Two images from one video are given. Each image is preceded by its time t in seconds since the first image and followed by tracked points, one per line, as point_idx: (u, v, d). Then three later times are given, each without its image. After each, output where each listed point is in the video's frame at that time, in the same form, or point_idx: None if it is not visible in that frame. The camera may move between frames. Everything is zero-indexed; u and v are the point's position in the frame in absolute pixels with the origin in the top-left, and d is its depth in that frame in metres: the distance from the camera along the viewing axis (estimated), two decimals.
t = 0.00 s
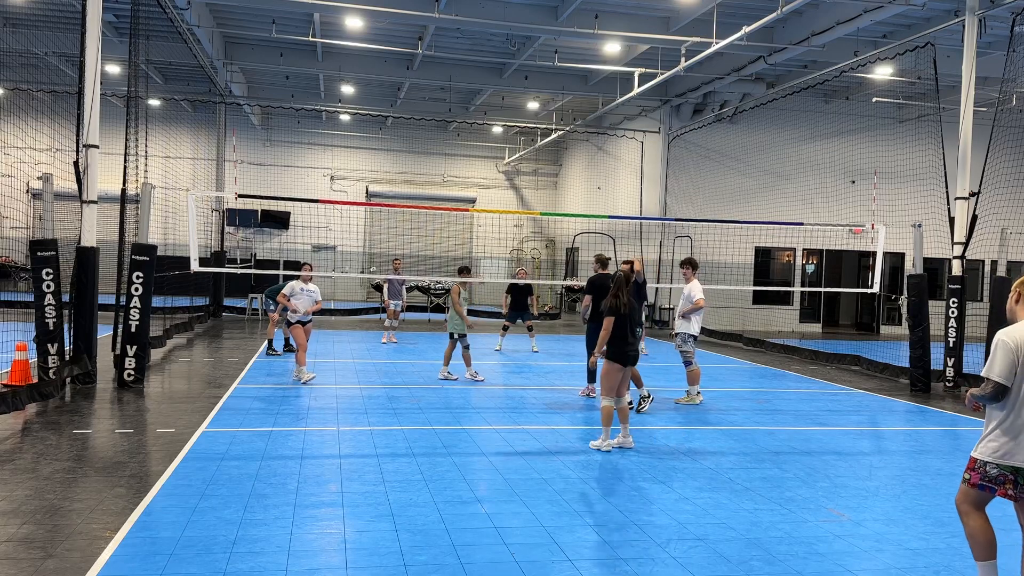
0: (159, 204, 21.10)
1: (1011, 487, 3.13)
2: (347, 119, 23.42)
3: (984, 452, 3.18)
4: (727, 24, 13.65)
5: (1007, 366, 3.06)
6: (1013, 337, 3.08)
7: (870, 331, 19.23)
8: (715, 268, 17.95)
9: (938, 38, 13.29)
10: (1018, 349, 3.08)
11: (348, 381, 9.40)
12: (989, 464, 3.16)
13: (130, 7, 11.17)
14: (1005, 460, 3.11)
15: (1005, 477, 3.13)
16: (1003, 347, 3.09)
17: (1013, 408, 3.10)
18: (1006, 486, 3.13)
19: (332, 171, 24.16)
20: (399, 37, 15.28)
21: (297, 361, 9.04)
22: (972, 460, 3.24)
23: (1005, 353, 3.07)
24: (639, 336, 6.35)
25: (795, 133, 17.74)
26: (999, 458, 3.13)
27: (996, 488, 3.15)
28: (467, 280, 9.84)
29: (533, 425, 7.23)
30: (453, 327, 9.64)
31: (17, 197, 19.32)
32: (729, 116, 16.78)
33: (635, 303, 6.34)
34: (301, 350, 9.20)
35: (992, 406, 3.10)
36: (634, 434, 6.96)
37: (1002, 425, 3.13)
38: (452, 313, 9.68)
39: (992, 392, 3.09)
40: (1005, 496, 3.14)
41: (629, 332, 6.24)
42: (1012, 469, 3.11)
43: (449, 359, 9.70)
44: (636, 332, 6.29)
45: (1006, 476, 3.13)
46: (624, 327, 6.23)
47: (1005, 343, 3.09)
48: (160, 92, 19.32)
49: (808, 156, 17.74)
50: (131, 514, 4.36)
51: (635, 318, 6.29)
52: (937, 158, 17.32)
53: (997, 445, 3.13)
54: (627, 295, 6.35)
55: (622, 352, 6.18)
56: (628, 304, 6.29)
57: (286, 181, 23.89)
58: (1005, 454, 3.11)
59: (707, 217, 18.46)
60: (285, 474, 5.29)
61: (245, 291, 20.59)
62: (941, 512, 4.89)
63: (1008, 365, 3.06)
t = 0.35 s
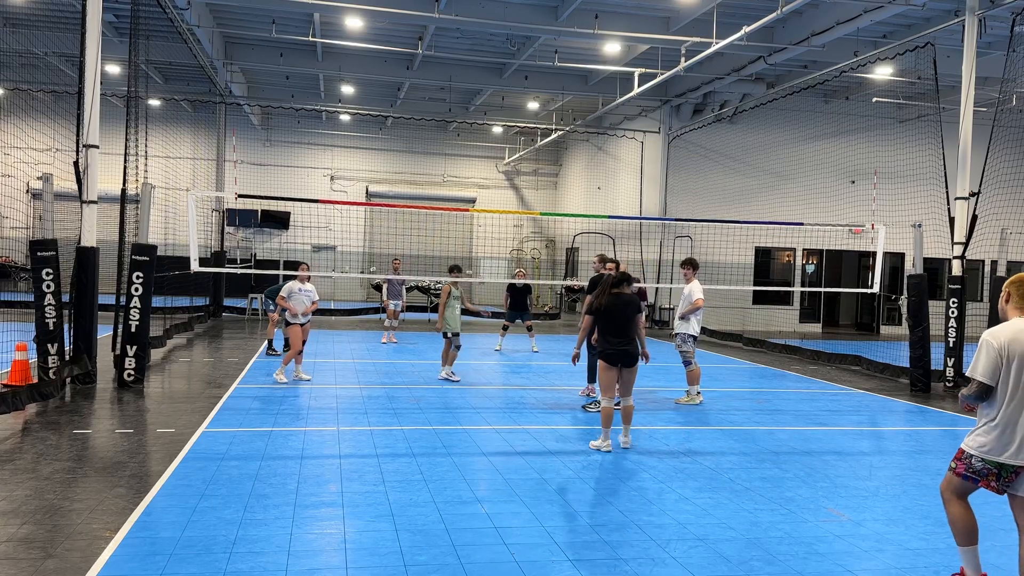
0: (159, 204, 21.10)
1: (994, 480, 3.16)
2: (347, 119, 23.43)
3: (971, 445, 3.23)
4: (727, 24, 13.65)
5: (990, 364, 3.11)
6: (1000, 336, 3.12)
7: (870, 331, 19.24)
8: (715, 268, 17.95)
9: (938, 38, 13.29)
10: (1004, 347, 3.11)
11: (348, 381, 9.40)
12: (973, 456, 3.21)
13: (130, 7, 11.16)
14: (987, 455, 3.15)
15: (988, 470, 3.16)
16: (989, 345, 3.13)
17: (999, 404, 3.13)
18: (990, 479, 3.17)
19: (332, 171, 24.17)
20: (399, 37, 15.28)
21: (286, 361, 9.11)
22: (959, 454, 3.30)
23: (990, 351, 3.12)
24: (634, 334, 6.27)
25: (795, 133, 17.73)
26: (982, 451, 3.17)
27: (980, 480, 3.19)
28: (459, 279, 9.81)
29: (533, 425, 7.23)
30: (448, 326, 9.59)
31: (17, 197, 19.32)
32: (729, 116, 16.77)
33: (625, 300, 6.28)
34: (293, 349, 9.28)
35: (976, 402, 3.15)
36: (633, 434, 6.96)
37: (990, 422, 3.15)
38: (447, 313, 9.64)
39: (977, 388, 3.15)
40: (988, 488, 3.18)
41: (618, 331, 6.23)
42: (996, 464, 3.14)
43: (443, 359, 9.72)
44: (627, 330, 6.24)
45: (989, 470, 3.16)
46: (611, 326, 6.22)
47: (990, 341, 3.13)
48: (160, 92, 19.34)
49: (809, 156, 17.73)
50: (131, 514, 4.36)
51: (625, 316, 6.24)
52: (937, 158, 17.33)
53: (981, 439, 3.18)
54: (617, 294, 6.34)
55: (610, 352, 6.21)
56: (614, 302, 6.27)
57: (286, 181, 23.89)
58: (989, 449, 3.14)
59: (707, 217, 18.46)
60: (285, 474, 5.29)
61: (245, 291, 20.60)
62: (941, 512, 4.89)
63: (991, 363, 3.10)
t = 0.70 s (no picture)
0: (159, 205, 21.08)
1: (986, 485, 3.25)
2: (347, 119, 23.42)
3: (958, 450, 3.34)
4: (727, 24, 13.65)
5: (969, 366, 3.26)
6: (973, 337, 3.28)
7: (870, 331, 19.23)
8: (715, 268, 17.95)
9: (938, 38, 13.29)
10: (978, 349, 3.27)
11: (348, 382, 9.40)
12: (964, 462, 3.30)
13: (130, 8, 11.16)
14: (975, 458, 3.26)
15: (979, 475, 3.26)
16: (964, 348, 3.28)
17: (983, 405, 3.27)
18: (983, 485, 3.25)
19: (332, 171, 24.17)
20: (399, 37, 15.28)
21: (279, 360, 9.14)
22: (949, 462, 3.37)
23: (967, 354, 3.27)
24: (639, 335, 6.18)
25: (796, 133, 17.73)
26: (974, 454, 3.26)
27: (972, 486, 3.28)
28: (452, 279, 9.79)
29: (532, 425, 7.23)
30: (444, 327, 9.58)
31: (17, 197, 19.33)
32: (729, 116, 16.76)
33: (632, 302, 6.23)
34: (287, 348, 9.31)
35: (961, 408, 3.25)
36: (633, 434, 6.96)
37: (977, 424, 3.27)
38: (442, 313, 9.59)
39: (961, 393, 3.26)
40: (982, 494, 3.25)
41: (621, 332, 6.24)
42: (984, 465, 3.25)
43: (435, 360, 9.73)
44: (632, 331, 6.20)
45: (979, 473, 3.26)
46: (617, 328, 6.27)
47: (965, 343, 3.28)
48: (160, 92, 19.35)
49: (809, 156, 17.74)
50: (131, 514, 4.36)
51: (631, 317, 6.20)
52: (937, 158, 17.34)
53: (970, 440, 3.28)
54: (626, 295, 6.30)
55: (614, 352, 6.27)
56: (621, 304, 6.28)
57: (286, 181, 23.89)
58: (980, 451, 3.24)
59: (707, 217, 18.47)
60: (285, 475, 5.28)
61: (245, 291, 20.60)
62: (942, 513, 4.89)
63: (970, 364, 3.25)
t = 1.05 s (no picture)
0: (159, 204, 21.06)
1: (949, 474, 3.44)
2: (347, 119, 23.42)
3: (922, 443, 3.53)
4: (727, 24, 13.65)
5: (923, 360, 3.48)
6: (931, 333, 3.49)
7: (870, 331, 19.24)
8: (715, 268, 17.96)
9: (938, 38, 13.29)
10: (935, 345, 3.48)
11: (347, 381, 9.40)
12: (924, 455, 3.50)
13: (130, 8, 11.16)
14: (935, 449, 3.45)
15: (939, 466, 3.45)
16: (921, 343, 3.50)
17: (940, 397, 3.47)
18: (944, 475, 3.45)
19: (332, 171, 24.17)
20: (399, 38, 15.28)
21: (274, 360, 9.15)
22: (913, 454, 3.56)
23: (923, 349, 3.49)
24: (654, 336, 6.19)
25: (797, 133, 17.73)
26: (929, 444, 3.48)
27: (935, 476, 3.47)
28: (445, 278, 9.75)
29: (532, 425, 7.23)
30: (433, 326, 9.64)
31: (17, 197, 19.34)
32: (729, 116, 16.75)
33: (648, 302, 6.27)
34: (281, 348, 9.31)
35: (915, 401, 3.49)
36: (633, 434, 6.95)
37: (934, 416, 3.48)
38: (430, 313, 9.62)
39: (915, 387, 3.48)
40: (945, 483, 3.44)
41: (638, 333, 6.32)
42: (944, 457, 3.44)
43: (429, 360, 9.70)
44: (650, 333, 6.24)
45: (940, 465, 3.45)
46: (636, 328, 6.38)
47: (923, 338, 3.50)
48: (160, 92, 19.38)
49: (809, 156, 17.73)
50: (131, 514, 4.36)
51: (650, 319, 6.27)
52: (937, 157, 17.36)
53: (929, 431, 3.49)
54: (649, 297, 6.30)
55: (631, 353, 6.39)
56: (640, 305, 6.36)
57: (287, 181, 23.89)
58: (936, 442, 3.45)
59: (707, 217, 18.48)
60: (285, 475, 5.28)
61: (245, 291, 20.62)
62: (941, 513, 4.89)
63: (924, 359, 3.47)
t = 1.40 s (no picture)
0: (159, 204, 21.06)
1: (926, 471, 3.44)
2: (347, 119, 23.43)
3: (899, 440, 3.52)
4: (727, 24, 13.65)
5: (891, 357, 3.56)
6: (899, 330, 3.55)
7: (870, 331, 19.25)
8: (715, 268, 17.97)
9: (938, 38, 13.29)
10: (901, 343, 3.53)
11: (347, 382, 9.40)
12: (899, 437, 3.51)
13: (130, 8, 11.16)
14: (913, 446, 3.44)
15: (918, 462, 3.45)
16: (891, 339, 3.57)
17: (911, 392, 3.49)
18: (922, 471, 3.45)
19: (332, 171, 24.17)
20: (399, 38, 15.28)
21: (273, 360, 9.16)
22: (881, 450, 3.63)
23: (891, 345, 3.55)
24: (666, 337, 6.19)
25: (797, 133, 17.72)
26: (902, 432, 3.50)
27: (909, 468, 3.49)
28: (443, 278, 9.73)
29: (532, 425, 7.23)
30: (430, 326, 9.64)
31: (17, 197, 19.34)
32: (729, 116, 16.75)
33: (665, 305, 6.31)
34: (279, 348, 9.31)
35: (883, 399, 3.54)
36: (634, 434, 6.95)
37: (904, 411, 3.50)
38: (427, 312, 9.63)
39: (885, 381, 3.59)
40: (923, 480, 3.45)
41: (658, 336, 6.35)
42: (922, 453, 3.43)
43: (427, 360, 9.66)
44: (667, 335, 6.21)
45: (919, 461, 3.45)
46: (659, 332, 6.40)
47: (891, 336, 3.56)
48: (161, 92, 19.40)
49: (809, 156, 17.73)
50: (131, 514, 4.36)
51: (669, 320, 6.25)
52: (937, 158, 17.37)
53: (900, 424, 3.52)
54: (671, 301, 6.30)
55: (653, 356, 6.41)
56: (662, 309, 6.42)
57: (287, 181, 23.88)
58: (905, 437, 3.48)
59: (708, 217, 18.47)
60: (285, 475, 5.28)
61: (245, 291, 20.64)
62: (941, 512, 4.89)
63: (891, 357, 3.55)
